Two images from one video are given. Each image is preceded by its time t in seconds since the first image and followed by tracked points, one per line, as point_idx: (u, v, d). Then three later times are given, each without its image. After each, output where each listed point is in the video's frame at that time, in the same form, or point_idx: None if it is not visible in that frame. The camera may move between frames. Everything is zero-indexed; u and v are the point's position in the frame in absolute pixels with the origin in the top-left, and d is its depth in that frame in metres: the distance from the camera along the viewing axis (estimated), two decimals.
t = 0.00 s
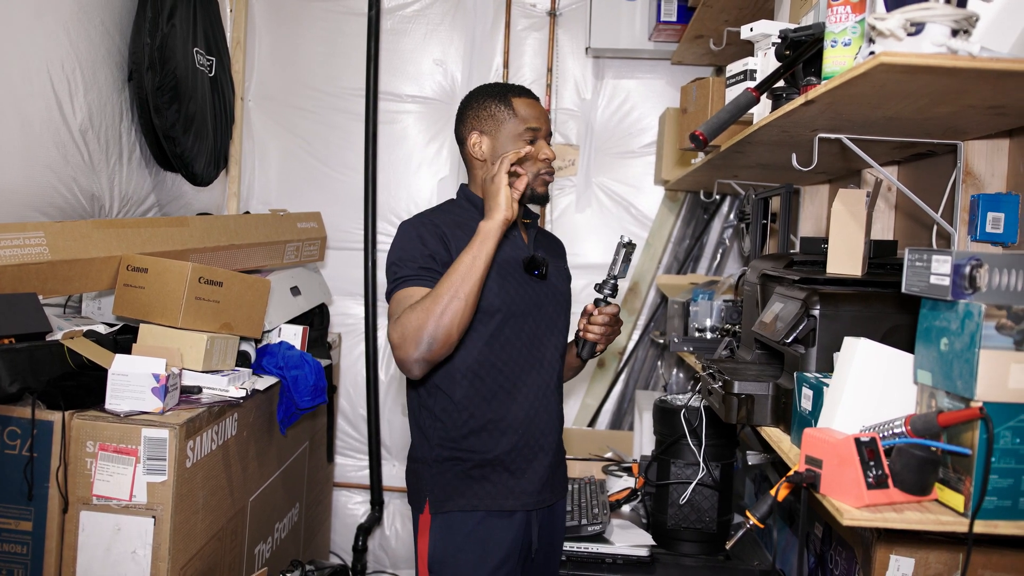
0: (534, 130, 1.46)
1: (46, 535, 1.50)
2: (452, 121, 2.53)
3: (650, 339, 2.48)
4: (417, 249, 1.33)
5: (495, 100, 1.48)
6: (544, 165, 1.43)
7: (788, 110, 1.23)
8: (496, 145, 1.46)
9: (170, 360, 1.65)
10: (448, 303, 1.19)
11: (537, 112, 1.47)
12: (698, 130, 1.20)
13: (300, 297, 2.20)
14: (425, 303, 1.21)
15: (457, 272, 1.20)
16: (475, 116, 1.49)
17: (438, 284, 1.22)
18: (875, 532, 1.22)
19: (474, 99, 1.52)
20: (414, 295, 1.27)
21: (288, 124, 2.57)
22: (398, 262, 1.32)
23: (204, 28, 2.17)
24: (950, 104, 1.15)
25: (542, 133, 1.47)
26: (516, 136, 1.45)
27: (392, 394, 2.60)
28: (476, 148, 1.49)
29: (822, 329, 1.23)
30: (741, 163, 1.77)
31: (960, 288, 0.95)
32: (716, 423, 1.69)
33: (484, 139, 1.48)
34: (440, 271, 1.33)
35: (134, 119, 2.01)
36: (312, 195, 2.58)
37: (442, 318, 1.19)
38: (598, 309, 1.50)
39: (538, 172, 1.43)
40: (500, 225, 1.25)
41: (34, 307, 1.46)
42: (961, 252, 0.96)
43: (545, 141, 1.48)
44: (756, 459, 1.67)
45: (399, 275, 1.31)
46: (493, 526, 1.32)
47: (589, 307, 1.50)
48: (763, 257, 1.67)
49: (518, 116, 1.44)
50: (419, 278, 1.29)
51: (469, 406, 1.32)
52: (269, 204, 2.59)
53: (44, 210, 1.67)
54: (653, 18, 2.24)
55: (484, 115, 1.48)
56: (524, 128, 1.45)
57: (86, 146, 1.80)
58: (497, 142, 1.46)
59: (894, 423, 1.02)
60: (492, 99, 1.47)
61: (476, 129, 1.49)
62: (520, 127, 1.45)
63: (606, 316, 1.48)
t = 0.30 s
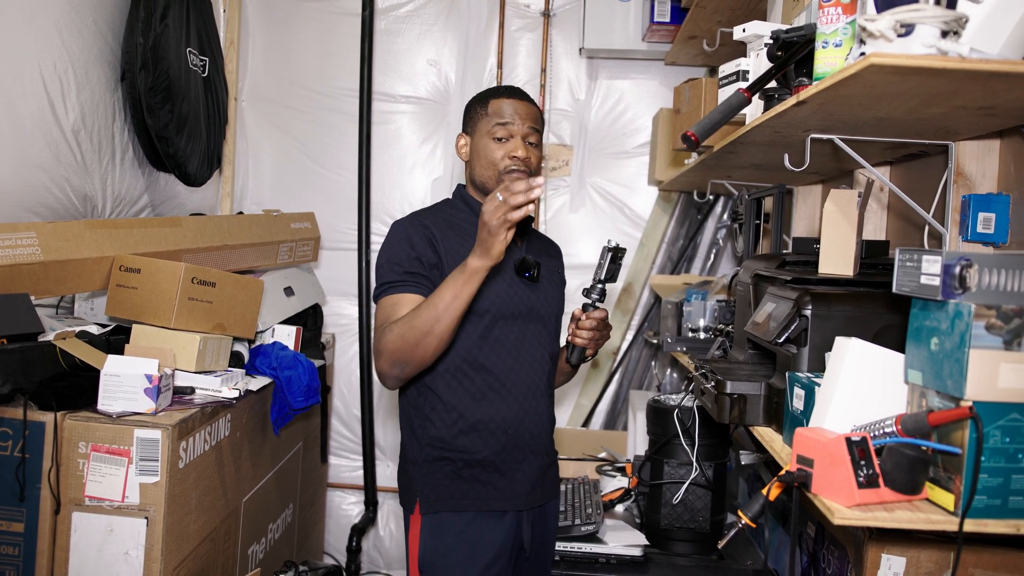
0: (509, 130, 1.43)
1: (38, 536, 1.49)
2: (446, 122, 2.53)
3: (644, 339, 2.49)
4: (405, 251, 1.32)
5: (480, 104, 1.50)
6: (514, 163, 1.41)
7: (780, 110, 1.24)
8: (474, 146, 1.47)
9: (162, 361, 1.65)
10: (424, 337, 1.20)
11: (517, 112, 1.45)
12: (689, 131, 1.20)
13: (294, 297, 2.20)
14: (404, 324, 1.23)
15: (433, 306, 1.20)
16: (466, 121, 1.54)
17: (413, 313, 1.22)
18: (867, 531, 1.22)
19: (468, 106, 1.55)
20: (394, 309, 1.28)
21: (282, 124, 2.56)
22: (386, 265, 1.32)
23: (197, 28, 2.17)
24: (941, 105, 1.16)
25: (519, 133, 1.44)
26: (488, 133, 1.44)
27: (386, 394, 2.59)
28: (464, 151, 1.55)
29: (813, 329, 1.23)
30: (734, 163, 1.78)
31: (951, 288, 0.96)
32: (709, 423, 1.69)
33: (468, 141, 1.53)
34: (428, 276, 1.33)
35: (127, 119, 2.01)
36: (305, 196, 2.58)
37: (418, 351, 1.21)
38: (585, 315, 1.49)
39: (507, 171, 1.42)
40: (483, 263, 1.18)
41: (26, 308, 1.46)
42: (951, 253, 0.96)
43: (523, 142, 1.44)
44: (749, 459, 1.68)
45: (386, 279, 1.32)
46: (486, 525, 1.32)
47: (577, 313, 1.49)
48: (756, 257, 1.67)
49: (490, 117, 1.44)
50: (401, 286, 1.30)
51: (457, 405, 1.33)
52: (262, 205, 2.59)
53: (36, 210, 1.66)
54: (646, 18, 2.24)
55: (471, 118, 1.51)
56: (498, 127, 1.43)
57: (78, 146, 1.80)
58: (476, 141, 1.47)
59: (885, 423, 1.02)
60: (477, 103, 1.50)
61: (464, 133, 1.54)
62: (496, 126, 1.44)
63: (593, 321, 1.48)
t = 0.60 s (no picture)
0: (510, 130, 1.43)
1: (28, 537, 1.49)
2: (438, 122, 2.53)
3: (636, 339, 2.49)
4: (390, 256, 1.32)
5: (478, 103, 1.49)
6: (517, 165, 1.42)
7: (771, 110, 1.24)
8: (473, 146, 1.46)
9: (153, 361, 1.65)
10: (398, 371, 1.22)
11: (519, 113, 1.46)
12: (680, 131, 1.21)
13: (286, 297, 2.19)
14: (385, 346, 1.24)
15: (409, 345, 1.20)
16: (462, 120, 1.52)
17: (390, 341, 1.23)
18: (857, 530, 1.22)
19: (464, 104, 1.54)
20: (370, 319, 1.29)
21: (274, 124, 2.56)
22: (369, 271, 1.32)
23: (188, 28, 2.16)
24: (930, 105, 1.16)
25: (519, 134, 1.44)
26: (490, 134, 1.44)
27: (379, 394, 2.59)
28: (460, 150, 1.53)
29: (804, 328, 1.24)
30: (726, 163, 1.78)
31: (939, 287, 0.96)
32: (701, 422, 1.70)
33: (465, 141, 1.51)
34: (410, 282, 1.32)
35: (118, 119, 2.00)
36: (298, 196, 2.57)
37: (391, 378, 1.24)
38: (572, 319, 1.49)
39: (509, 173, 1.43)
40: (478, 327, 1.16)
41: (16, 307, 1.47)
42: (939, 252, 0.97)
43: (524, 143, 1.45)
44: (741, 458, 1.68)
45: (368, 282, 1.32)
46: (476, 525, 1.32)
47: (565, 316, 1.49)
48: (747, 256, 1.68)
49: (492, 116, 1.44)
50: (379, 294, 1.30)
51: (447, 405, 1.34)
52: (255, 205, 2.58)
53: (26, 210, 1.66)
54: (638, 18, 2.25)
55: (468, 117, 1.50)
56: (499, 129, 1.43)
57: (69, 146, 1.79)
58: (475, 140, 1.46)
59: (874, 422, 1.02)
60: (475, 102, 1.49)
61: (461, 132, 1.53)
62: (497, 127, 1.44)
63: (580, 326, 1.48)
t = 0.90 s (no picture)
0: (514, 134, 1.46)
1: (21, 539, 1.49)
2: (432, 122, 2.53)
3: (630, 339, 2.49)
4: (384, 268, 1.31)
5: (474, 103, 1.49)
6: (520, 168, 1.45)
7: (763, 110, 1.24)
8: (476, 147, 1.46)
9: (145, 363, 1.65)
10: (419, 403, 1.30)
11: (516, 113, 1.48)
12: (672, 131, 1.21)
13: (279, 299, 2.20)
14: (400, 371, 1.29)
15: (432, 381, 1.28)
16: (456, 118, 1.50)
17: (409, 373, 1.28)
18: (850, 529, 1.23)
19: (455, 102, 1.53)
20: (372, 339, 1.30)
21: (267, 125, 2.56)
22: (365, 286, 1.32)
23: (181, 29, 2.16)
24: (921, 105, 1.17)
25: (521, 137, 1.48)
26: (495, 138, 1.45)
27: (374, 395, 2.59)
28: (455, 150, 1.50)
29: (796, 328, 1.24)
30: (718, 163, 1.78)
31: (931, 286, 0.96)
32: (694, 422, 1.70)
33: (463, 141, 1.49)
34: (406, 300, 1.33)
35: (110, 120, 2.00)
36: (292, 196, 2.57)
37: (409, 407, 1.31)
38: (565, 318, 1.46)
39: (515, 176, 1.45)
40: (499, 374, 1.31)
41: (9, 310, 1.47)
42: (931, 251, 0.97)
43: (525, 146, 1.49)
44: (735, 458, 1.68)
45: (364, 298, 1.32)
46: (470, 526, 1.32)
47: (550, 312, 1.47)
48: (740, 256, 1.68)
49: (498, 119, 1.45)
50: (379, 313, 1.31)
51: (441, 408, 1.35)
52: (248, 206, 2.58)
53: (19, 212, 1.65)
54: (631, 19, 2.25)
55: (467, 117, 1.49)
56: (504, 132, 1.45)
57: (62, 148, 1.79)
58: (475, 142, 1.46)
59: (866, 422, 1.03)
60: (473, 102, 1.49)
61: (456, 130, 1.50)
62: (501, 130, 1.46)
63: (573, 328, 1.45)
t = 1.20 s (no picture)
0: (482, 123, 1.45)
1: (19, 539, 1.49)
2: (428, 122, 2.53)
3: (626, 338, 2.49)
4: (384, 268, 1.31)
5: (445, 103, 1.50)
6: (493, 157, 1.43)
7: (759, 109, 1.24)
8: (447, 145, 1.47)
9: (143, 363, 1.66)
10: (431, 403, 1.30)
11: (487, 106, 1.47)
12: (668, 131, 1.20)
13: (276, 299, 2.20)
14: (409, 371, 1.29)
15: (444, 382, 1.28)
16: (430, 122, 1.53)
17: (419, 374, 1.28)
18: (847, 529, 1.22)
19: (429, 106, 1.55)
20: (378, 339, 1.30)
21: (264, 125, 2.56)
22: (366, 287, 1.32)
23: (176, 29, 2.16)
24: (917, 104, 1.16)
25: (491, 125, 1.46)
26: (462, 131, 1.45)
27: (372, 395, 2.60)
28: (433, 154, 1.53)
29: (793, 327, 1.24)
30: (714, 162, 1.78)
31: (928, 285, 0.96)
32: (690, 421, 1.70)
33: (438, 143, 1.51)
34: (408, 299, 1.33)
35: (106, 121, 2.00)
36: (290, 196, 2.57)
37: (420, 407, 1.30)
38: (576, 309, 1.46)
39: (489, 165, 1.43)
40: (509, 372, 1.31)
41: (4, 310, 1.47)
42: (928, 250, 0.97)
43: (497, 134, 1.46)
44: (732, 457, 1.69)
45: (368, 299, 1.31)
46: (467, 527, 1.32)
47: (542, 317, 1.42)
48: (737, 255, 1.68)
49: (463, 112, 1.45)
50: (386, 313, 1.30)
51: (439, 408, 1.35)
52: (244, 206, 2.59)
53: (15, 213, 1.66)
54: (626, 18, 2.25)
55: (437, 118, 1.50)
56: (470, 123, 1.45)
57: (58, 148, 1.79)
58: (447, 140, 1.47)
59: (863, 421, 1.02)
60: (442, 101, 1.50)
61: (431, 134, 1.53)
62: (468, 122, 1.45)
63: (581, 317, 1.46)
